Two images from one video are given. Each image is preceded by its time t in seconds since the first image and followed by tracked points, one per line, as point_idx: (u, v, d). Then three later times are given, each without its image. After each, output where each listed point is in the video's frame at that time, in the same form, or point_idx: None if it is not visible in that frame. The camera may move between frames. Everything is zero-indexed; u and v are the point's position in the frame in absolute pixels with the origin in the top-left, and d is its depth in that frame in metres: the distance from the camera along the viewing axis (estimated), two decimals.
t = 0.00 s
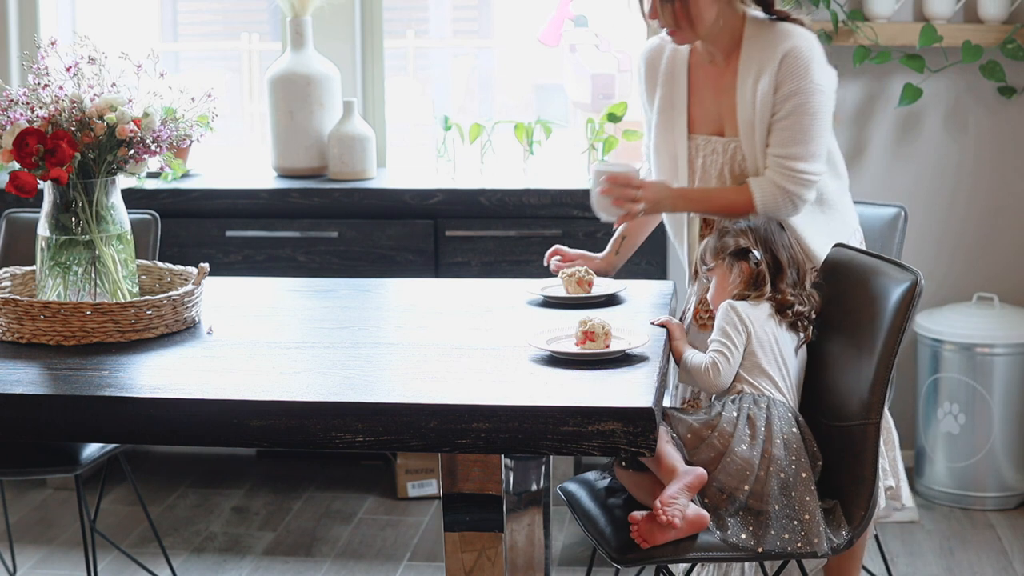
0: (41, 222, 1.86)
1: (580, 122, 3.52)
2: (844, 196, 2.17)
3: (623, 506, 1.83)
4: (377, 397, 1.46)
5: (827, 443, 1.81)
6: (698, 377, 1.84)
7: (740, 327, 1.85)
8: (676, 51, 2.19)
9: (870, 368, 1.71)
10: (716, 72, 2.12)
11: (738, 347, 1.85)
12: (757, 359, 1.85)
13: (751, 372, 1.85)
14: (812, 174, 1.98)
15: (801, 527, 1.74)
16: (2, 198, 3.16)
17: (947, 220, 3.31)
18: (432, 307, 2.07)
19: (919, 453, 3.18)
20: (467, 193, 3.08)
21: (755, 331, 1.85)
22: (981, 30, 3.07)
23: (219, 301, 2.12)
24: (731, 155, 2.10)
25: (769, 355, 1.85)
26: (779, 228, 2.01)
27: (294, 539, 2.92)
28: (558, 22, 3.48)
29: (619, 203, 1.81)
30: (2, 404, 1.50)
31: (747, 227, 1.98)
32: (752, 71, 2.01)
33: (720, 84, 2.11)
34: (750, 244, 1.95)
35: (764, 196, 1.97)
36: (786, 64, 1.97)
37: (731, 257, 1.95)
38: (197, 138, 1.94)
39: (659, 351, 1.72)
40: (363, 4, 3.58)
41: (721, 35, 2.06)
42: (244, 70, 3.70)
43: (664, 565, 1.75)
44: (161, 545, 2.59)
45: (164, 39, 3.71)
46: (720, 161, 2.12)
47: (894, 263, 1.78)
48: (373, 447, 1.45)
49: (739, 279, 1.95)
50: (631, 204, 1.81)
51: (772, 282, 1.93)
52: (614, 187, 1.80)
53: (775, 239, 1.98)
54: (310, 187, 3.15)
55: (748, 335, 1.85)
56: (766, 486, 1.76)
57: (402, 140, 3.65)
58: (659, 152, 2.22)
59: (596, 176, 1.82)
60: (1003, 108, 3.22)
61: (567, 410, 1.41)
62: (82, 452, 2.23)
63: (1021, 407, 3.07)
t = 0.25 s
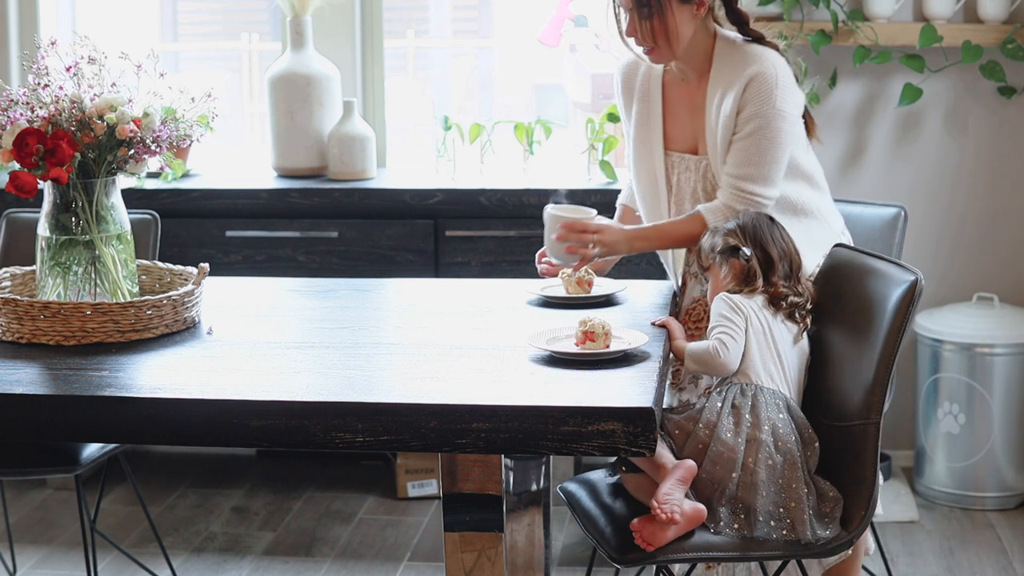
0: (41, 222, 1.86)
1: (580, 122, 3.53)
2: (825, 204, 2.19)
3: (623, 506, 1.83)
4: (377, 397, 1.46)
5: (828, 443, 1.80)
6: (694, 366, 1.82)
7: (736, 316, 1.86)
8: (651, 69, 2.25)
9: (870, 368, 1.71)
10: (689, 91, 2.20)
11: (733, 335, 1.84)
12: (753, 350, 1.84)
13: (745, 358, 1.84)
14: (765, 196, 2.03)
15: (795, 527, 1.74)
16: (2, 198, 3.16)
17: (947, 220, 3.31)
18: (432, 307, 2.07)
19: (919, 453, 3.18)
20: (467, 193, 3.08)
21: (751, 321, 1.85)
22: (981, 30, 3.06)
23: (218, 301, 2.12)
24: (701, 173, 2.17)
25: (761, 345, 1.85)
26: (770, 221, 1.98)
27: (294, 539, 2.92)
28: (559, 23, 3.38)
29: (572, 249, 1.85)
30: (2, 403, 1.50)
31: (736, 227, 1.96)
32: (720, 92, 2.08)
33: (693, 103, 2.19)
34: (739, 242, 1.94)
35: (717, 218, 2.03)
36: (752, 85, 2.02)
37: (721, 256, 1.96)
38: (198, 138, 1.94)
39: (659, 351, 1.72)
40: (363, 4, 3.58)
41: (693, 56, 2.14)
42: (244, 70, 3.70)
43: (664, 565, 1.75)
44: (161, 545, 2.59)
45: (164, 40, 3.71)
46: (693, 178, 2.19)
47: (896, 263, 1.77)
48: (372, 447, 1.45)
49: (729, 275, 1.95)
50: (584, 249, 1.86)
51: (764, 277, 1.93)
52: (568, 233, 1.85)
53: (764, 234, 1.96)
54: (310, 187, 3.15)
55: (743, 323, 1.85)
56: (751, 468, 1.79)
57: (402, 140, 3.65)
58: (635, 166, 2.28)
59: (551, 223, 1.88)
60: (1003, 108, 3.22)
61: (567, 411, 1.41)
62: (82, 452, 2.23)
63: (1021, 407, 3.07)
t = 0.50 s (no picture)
0: (41, 222, 1.86)
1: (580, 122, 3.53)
2: (805, 210, 2.19)
3: (623, 505, 1.83)
4: (377, 398, 1.46)
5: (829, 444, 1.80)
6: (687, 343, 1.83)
7: (735, 304, 1.88)
8: (637, 74, 2.25)
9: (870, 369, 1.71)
10: (675, 99, 2.19)
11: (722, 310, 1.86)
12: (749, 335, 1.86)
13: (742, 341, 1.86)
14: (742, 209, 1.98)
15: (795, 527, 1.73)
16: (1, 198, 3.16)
17: (947, 220, 3.31)
18: (432, 306, 2.07)
19: (920, 453, 3.18)
20: (467, 193, 3.08)
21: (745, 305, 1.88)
22: (981, 30, 3.06)
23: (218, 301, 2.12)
24: (686, 180, 2.18)
25: (759, 339, 1.86)
26: (775, 221, 1.99)
27: (294, 539, 2.92)
28: (558, 22, 3.33)
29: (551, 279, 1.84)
30: (2, 403, 1.50)
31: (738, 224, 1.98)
32: (702, 103, 2.05)
33: (678, 112, 2.18)
34: (740, 241, 1.96)
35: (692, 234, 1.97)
36: (735, 99, 1.97)
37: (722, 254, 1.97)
38: (198, 138, 1.94)
39: (659, 351, 1.72)
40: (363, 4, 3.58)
41: (679, 66, 2.14)
42: (244, 70, 3.70)
43: (664, 565, 1.75)
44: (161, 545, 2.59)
45: (164, 40, 3.71)
46: (677, 185, 2.19)
47: (896, 264, 1.77)
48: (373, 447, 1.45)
49: (728, 273, 1.96)
50: (562, 278, 1.84)
51: (764, 278, 1.93)
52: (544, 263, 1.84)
53: (768, 234, 1.96)
54: (310, 187, 3.15)
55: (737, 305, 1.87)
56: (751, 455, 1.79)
57: (402, 140, 3.65)
58: (619, 171, 2.28)
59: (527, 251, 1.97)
60: (1002, 108, 3.22)
61: (567, 411, 1.41)
62: (82, 452, 2.23)
63: (1021, 407, 3.07)
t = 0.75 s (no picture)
0: (42, 223, 1.87)
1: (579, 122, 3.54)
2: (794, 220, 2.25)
3: (623, 504, 1.82)
4: (377, 397, 1.47)
5: (829, 444, 1.80)
6: (671, 325, 1.79)
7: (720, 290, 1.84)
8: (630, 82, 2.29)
9: (869, 366, 1.70)
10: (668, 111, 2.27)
11: (713, 299, 1.83)
12: (729, 317, 1.85)
13: (723, 321, 1.84)
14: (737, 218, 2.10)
15: (793, 527, 1.73)
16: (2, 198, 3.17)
17: (945, 220, 3.32)
18: (432, 307, 2.08)
19: (919, 452, 3.18)
20: (467, 193, 3.09)
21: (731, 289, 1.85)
22: (980, 31, 3.07)
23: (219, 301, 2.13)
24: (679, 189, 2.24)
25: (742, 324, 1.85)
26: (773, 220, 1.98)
27: (295, 539, 2.92)
28: (559, 22, 3.46)
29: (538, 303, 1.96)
30: (3, 403, 1.51)
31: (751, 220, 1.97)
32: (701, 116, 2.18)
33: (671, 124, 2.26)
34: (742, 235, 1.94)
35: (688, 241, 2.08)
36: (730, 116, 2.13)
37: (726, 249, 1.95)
38: (198, 138, 1.95)
39: (656, 351, 1.73)
40: (363, 5, 3.59)
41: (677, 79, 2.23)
42: (245, 71, 3.71)
43: (663, 562, 1.76)
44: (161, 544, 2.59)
45: (165, 41, 3.72)
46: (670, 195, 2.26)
47: (896, 264, 1.77)
48: (373, 447, 1.46)
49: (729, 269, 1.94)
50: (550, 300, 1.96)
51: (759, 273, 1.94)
52: (528, 284, 1.95)
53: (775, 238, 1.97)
54: (311, 187, 3.16)
55: (725, 290, 1.84)
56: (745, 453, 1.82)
57: (402, 141, 3.66)
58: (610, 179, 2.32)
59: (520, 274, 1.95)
60: (1001, 108, 3.23)
61: (567, 410, 1.42)
62: (83, 451, 2.24)
63: (1021, 406, 3.07)
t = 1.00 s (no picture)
0: (42, 223, 1.87)
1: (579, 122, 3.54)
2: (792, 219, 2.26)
3: (623, 504, 1.82)
4: (377, 398, 1.47)
5: (828, 444, 1.80)
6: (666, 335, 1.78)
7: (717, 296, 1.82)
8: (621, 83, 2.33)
9: (868, 366, 1.70)
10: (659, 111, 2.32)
11: (710, 307, 1.82)
12: (727, 326, 1.84)
13: (722, 330, 1.84)
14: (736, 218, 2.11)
15: (793, 528, 1.72)
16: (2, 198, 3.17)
17: (945, 220, 3.32)
18: (432, 307, 2.08)
19: (919, 453, 3.19)
20: (467, 193, 3.09)
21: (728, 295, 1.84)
22: (980, 31, 3.07)
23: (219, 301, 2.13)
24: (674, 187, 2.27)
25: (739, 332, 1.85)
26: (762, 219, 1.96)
27: (295, 539, 2.92)
28: (559, 23, 3.49)
29: (537, 303, 1.96)
30: (3, 403, 1.51)
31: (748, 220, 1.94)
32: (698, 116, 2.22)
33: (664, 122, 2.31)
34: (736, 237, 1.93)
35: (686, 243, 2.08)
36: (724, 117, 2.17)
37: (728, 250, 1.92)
38: (198, 138, 1.94)
39: (656, 351, 1.73)
40: (363, 5, 3.59)
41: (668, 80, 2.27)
42: (245, 71, 3.71)
43: (663, 562, 1.76)
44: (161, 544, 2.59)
45: (165, 41, 3.72)
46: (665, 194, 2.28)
47: (895, 264, 1.77)
48: (373, 447, 1.46)
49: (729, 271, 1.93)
50: (549, 300, 1.96)
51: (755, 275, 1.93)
52: (528, 284, 1.95)
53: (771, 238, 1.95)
54: (311, 187, 3.16)
55: (722, 297, 1.83)
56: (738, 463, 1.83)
57: (402, 141, 3.66)
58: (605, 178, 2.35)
59: (520, 274, 1.94)
60: (1001, 108, 3.23)
61: (567, 410, 1.42)
62: (83, 451, 2.24)
63: (1021, 406, 3.07)
